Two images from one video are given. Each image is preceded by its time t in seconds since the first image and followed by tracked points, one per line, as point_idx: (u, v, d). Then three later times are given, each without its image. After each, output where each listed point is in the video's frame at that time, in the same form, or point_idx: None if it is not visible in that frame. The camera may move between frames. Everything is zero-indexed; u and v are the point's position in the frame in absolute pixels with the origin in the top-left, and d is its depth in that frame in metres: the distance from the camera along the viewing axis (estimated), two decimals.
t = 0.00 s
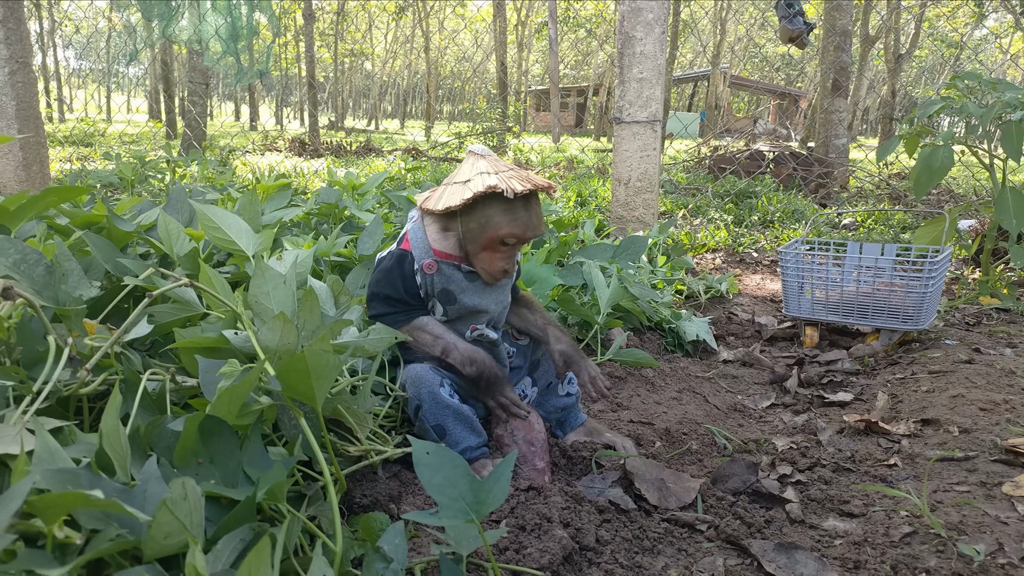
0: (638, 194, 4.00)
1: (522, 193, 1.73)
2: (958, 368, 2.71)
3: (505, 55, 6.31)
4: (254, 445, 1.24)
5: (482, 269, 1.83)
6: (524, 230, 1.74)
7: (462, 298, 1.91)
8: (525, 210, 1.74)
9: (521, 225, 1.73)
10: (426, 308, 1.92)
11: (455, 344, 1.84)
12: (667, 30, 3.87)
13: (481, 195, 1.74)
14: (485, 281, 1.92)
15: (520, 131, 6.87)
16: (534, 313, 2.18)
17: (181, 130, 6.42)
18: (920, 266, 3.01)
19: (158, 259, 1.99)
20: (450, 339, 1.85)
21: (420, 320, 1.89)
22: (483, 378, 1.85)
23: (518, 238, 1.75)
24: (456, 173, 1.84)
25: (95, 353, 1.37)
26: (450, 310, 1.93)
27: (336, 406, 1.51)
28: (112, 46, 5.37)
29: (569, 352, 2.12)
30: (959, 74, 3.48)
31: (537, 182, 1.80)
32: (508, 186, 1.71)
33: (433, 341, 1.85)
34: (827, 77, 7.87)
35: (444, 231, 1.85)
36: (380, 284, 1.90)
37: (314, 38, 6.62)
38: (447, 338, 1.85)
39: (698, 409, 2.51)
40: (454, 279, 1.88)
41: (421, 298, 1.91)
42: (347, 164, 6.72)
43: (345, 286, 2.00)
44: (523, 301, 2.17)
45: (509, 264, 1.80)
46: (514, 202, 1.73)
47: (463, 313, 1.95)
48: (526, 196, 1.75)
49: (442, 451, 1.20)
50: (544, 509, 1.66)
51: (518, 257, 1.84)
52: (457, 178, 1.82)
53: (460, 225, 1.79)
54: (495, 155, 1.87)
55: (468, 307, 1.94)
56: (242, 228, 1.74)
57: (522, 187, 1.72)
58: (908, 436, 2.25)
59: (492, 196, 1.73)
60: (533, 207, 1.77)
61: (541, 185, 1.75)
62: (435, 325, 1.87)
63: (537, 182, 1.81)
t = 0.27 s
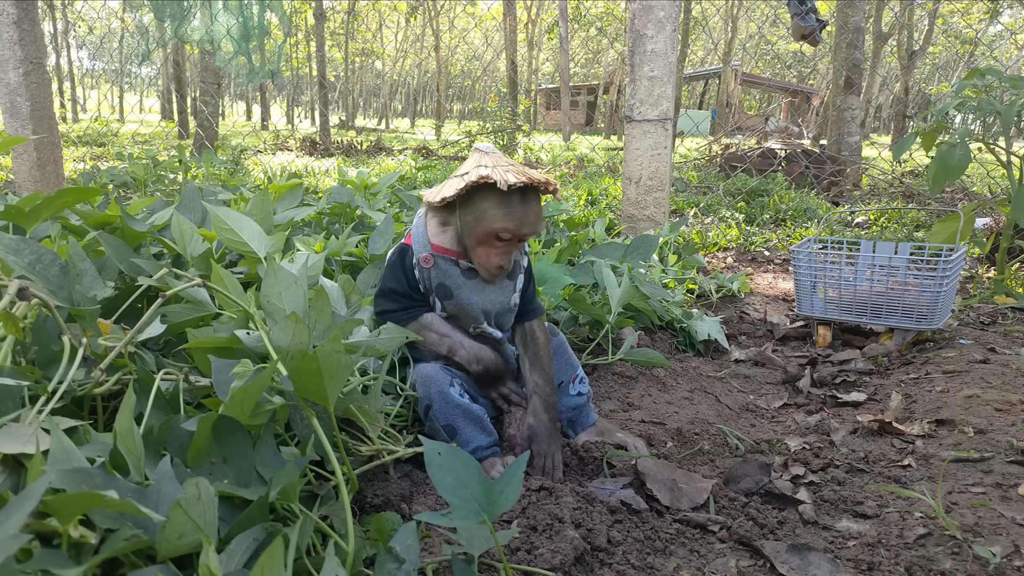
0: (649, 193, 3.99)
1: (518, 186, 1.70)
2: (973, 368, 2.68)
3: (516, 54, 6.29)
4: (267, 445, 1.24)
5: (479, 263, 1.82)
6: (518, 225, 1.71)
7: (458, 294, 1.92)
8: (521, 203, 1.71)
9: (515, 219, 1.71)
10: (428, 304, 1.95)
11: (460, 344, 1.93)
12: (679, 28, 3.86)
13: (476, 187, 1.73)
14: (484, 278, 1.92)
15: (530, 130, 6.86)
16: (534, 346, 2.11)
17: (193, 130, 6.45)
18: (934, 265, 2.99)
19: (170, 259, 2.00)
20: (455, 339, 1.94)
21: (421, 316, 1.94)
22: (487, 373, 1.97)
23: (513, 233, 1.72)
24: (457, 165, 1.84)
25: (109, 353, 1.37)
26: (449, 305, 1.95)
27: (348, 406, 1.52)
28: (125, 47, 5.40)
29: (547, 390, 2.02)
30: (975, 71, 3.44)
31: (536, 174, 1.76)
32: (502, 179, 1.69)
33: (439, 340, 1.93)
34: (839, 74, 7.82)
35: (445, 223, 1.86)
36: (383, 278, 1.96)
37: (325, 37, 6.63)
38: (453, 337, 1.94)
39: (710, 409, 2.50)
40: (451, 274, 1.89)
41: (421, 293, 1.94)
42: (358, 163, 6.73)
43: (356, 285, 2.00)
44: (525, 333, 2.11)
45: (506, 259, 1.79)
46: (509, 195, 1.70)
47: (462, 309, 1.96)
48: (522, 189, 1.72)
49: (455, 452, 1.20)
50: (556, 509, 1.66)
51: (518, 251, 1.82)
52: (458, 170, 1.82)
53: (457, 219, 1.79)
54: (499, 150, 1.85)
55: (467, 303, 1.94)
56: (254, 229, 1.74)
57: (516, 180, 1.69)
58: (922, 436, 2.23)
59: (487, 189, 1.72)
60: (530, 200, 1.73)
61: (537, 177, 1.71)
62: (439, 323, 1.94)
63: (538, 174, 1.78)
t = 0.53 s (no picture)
0: (655, 188, 3.98)
1: (492, 159, 1.67)
2: (982, 363, 2.67)
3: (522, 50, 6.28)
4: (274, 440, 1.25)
5: (469, 243, 1.81)
6: (496, 197, 1.68)
7: (452, 278, 1.91)
8: (498, 175, 1.68)
9: (492, 192, 1.68)
10: (424, 292, 1.96)
11: (456, 331, 1.93)
12: (686, 23, 3.84)
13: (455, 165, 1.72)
14: (477, 261, 1.91)
15: (536, 126, 6.85)
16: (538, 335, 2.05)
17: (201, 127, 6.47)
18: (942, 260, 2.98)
19: (178, 256, 2.00)
20: (451, 327, 1.93)
21: (418, 305, 1.94)
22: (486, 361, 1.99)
23: (492, 206, 1.69)
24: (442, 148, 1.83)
25: (118, 349, 1.38)
26: (445, 292, 1.94)
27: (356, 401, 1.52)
28: (132, 44, 5.42)
29: (551, 385, 1.97)
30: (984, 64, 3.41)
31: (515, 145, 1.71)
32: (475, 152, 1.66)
33: (435, 329, 1.92)
34: (847, 68, 7.78)
35: (434, 207, 1.86)
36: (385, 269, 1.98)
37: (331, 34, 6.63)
38: (448, 325, 1.93)
39: (717, 405, 2.50)
40: (443, 259, 1.89)
41: (418, 281, 1.96)
42: (364, 159, 6.74)
43: (363, 281, 2.01)
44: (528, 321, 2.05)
45: (492, 236, 1.76)
46: (485, 168, 1.67)
47: (458, 295, 1.94)
48: (499, 162, 1.69)
49: (462, 447, 1.20)
50: (562, 505, 1.66)
51: (506, 227, 1.79)
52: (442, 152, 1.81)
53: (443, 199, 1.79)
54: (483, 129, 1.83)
55: (463, 287, 1.93)
56: (269, 227, 1.75)
57: (490, 152, 1.65)
58: (931, 432, 2.22)
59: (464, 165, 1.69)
60: (508, 172, 1.70)
61: (512, 148, 1.66)
62: (435, 311, 1.93)
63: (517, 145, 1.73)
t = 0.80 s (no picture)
0: (658, 186, 3.97)
1: (490, 145, 1.79)
2: (986, 361, 2.66)
3: (525, 47, 6.27)
4: (277, 439, 1.25)
5: (472, 233, 1.89)
6: (496, 181, 1.79)
7: (459, 267, 1.94)
8: (496, 162, 1.80)
9: (491, 177, 1.79)
10: (430, 282, 1.98)
11: (455, 313, 1.93)
12: (689, 20, 3.83)
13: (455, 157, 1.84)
14: (483, 253, 1.96)
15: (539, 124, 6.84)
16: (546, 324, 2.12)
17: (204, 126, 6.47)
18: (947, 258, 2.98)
19: (182, 255, 2.01)
20: (451, 308, 1.94)
21: (423, 294, 1.97)
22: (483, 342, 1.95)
23: (493, 190, 1.80)
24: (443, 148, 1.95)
25: (122, 348, 1.38)
26: (451, 282, 1.97)
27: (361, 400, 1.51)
28: (136, 43, 5.42)
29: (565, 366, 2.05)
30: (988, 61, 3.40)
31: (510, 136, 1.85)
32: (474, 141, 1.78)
33: (434, 312, 1.93)
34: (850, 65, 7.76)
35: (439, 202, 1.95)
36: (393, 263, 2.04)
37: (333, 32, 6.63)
38: (448, 306, 1.94)
39: (721, 403, 2.49)
40: (449, 250, 1.93)
41: (425, 273, 1.98)
42: (368, 158, 6.74)
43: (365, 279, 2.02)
44: (536, 310, 2.11)
45: (495, 223, 1.84)
46: (484, 156, 1.79)
47: (463, 286, 1.97)
48: (496, 150, 1.81)
49: (465, 447, 1.20)
50: (566, 503, 1.66)
51: (507, 216, 1.88)
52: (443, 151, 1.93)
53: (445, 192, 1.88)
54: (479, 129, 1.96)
55: (468, 276, 1.96)
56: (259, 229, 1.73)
57: (488, 139, 1.78)
58: (935, 430, 2.21)
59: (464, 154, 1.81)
60: (505, 159, 1.82)
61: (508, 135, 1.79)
62: (438, 296, 1.95)
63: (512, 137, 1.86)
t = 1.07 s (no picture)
0: (661, 182, 3.96)
1: (541, 175, 1.74)
2: (990, 358, 2.65)
3: (527, 44, 6.26)
4: (281, 436, 1.24)
5: (509, 252, 1.87)
6: (543, 212, 1.75)
7: (491, 278, 1.96)
8: (546, 191, 1.75)
9: (540, 207, 1.74)
10: (456, 288, 2.00)
11: (476, 321, 1.94)
12: (692, 16, 3.82)
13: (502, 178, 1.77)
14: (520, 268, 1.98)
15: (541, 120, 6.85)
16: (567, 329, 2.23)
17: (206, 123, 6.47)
18: (950, 254, 2.97)
19: (184, 252, 2.00)
20: (472, 316, 1.95)
21: (447, 298, 1.98)
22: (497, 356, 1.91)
23: (539, 220, 1.76)
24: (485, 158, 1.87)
25: (124, 345, 1.38)
26: (481, 291, 1.99)
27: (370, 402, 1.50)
28: (138, 39, 5.42)
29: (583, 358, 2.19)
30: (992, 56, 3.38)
31: (561, 161, 1.79)
32: (525, 169, 1.73)
33: (455, 319, 1.95)
34: (854, 61, 7.74)
35: (475, 212, 1.91)
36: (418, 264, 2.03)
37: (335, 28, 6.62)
38: (470, 316, 1.95)
39: (723, 400, 2.49)
40: (484, 260, 1.94)
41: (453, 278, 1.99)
42: (370, 154, 6.74)
43: (369, 277, 2.03)
44: (558, 313, 2.22)
45: (535, 246, 1.83)
46: (534, 184, 1.74)
47: (493, 295, 1.99)
48: (546, 178, 1.75)
49: (466, 443, 1.19)
50: (568, 500, 1.66)
51: (547, 237, 1.85)
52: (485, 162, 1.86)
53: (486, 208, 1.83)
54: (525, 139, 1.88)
55: (500, 286, 1.98)
56: (274, 221, 1.74)
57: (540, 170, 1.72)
58: (938, 427, 2.21)
59: (512, 179, 1.75)
60: (555, 187, 1.77)
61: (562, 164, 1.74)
62: (462, 303, 1.98)
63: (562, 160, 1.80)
